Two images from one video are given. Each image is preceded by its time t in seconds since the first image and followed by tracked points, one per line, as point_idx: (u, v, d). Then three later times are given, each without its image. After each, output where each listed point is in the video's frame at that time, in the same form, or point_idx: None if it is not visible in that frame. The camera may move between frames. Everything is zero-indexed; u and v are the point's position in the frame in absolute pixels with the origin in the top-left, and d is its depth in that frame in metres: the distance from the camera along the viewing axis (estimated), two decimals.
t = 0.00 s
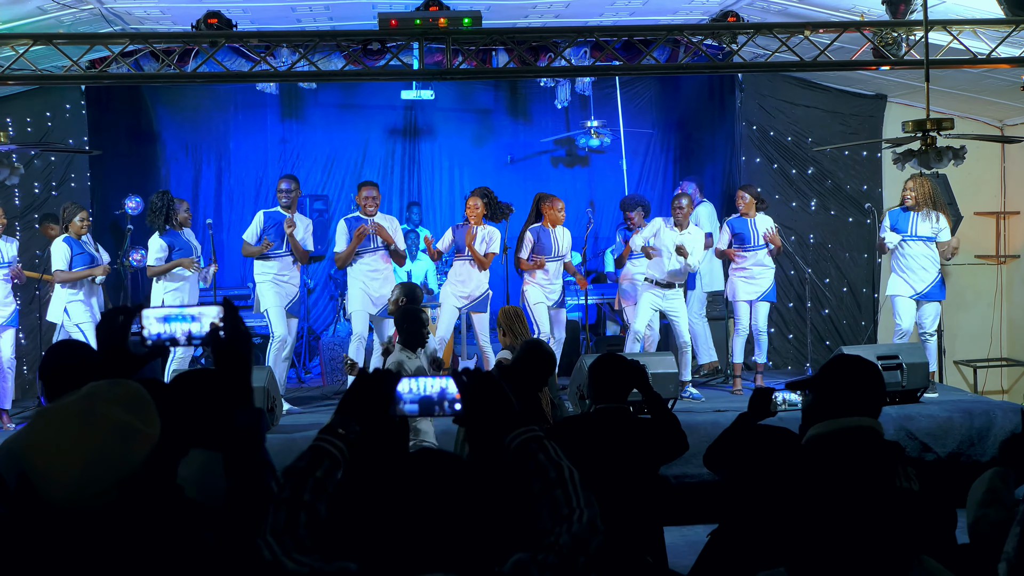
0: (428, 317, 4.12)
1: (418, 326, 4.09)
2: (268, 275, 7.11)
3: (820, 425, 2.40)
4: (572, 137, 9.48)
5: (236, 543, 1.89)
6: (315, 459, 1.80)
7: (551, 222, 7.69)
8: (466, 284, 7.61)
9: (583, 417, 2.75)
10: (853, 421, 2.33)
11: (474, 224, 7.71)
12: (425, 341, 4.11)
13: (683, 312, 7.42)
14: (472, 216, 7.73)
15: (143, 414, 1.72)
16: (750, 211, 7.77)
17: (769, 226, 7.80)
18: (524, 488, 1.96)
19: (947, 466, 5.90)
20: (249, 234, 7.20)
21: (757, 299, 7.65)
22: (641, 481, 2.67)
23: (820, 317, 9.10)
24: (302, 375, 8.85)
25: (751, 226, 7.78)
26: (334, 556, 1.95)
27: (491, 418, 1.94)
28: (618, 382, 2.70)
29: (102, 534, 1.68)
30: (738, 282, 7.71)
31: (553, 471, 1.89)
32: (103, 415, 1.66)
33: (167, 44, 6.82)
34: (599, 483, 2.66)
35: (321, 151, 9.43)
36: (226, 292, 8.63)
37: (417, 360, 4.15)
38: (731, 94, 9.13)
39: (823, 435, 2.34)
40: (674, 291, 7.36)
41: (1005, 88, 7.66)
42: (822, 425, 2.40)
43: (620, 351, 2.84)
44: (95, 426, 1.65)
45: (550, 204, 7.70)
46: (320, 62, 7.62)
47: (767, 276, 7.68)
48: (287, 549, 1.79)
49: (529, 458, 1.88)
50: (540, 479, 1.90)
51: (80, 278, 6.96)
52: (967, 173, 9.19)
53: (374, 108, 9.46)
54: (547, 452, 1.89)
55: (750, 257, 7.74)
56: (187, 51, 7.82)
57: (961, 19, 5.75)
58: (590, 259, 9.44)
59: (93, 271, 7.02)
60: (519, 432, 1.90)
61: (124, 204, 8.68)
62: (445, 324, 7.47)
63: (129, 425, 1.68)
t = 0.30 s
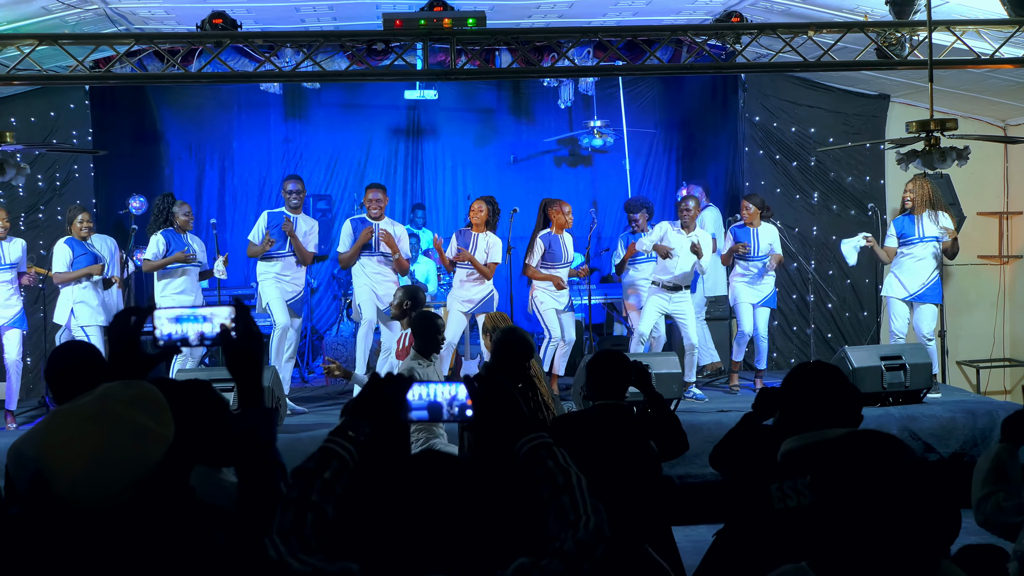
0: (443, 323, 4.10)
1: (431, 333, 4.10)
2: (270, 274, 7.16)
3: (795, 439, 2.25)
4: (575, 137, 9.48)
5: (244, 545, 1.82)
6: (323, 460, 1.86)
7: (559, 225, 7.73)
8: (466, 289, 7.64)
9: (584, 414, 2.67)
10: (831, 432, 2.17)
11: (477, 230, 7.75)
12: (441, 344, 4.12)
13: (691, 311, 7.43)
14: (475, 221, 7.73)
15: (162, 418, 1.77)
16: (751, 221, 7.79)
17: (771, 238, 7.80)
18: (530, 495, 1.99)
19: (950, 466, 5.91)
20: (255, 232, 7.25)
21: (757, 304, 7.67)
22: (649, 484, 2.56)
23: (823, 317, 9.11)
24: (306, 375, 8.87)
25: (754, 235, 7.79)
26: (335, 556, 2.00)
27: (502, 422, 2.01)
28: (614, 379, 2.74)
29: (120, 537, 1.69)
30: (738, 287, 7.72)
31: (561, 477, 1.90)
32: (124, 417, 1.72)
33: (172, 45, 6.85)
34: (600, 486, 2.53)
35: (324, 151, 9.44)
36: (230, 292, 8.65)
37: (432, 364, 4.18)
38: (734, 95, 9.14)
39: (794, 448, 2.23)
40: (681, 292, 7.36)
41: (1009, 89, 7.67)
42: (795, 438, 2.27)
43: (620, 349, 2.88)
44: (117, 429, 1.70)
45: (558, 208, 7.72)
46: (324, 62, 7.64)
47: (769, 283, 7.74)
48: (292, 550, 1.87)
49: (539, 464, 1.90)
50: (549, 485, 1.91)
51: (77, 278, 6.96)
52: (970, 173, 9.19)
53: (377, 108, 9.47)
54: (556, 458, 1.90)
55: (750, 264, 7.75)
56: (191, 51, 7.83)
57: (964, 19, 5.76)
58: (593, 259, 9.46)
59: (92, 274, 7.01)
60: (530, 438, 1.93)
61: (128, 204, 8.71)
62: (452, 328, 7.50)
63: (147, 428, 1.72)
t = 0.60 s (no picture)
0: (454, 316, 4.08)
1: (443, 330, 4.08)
2: (272, 276, 7.16)
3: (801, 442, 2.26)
4: (578, 138, 9.49)
5: (254, 546, 1.82)
6: (336, 460, 1.82)
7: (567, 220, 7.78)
8: (476, 285, 7.70)
9: (590, 417, 2.71)
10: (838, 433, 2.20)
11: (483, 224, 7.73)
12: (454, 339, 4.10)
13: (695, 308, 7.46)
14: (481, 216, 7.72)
15: (173, 416, 1.77)
16: (751, 212, 7.78)
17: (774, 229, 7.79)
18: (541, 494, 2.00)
19: (954, 466, 5.92)
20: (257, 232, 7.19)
21: (758, 299, 7.67)
22: (669, 480, 2.55)
23: (825, 317, 9.12)
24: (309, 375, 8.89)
25: (756, 227, 7.80)
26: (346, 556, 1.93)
27: (516, 420, 1.98)
28: (616, 377, 2.75)
29: (129, 535, 1.72)
30: (740, 281, 7.72)
31: (574, 478, 1.90)
32: (135, 417, 1.72)
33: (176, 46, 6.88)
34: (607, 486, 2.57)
35: (327, 151, 9.46)
36: (233, 293, 8.67)
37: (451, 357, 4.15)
38: (738, 95, 9.15)
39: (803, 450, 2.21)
40: (684, 290, 7.40)
41: (1012, 89, 7.68)
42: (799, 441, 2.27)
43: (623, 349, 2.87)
44: (129, 428, 1.71)
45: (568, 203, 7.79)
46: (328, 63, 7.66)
47: (769, 277, 7.72)
48: (304, 548, 1.83)
49: (553, 465, 1.89)
50: (562, 486, 1.91)
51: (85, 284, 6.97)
52: (973, 173, 9.20)
53: (380, 109, 9.49)
54: (569, 459, 1.90)
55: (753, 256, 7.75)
56: (195, 52, 7.86)
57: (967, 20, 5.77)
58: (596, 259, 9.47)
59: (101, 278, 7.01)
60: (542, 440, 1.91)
61: (132, 204, 8.73)
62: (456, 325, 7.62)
63: (158, 428, 1.73)
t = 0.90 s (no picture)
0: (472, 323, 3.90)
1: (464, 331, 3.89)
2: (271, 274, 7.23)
3: (791, 449, 2.22)
4: (582, 137, 9.50)
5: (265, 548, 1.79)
6: (350, 461, 1.82)
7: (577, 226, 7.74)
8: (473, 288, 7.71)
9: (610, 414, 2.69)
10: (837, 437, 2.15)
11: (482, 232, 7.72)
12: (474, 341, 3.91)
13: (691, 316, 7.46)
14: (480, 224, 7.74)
15: (180, 415, 1.78)
16: (756, 219, 7.88)
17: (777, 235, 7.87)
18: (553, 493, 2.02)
19: (959, 465, 5.92)
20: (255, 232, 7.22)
21: (766, 301, 7.70)
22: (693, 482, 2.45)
23: (829, 318, 9.11)
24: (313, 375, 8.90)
25: (759, 234, 7.88)
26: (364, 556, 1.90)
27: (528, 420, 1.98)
28: (640, 373, 2.76)
29: (142, 536, 1.71)
30: (748, 286, 7.70)
31: (586, 477, 1.89)
32: (145, 416, 1.72)
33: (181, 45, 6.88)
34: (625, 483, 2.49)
35: (331, 151, 9.46)
36: (237, 292, 8.69)
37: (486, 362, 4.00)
38: (741, 95, 9.15)
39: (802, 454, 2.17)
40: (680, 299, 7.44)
41: (1016, 88, 7.68)
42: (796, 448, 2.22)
43: (642, 346, 2.91)
44: (139, 428, 1.71)
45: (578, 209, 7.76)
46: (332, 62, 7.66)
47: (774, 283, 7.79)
48: (321, 547, 1.80)
49: (565, 464, 1.89)
50: (575, 485, 1.89)
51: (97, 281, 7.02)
52: (978, 172, 9.19)
53: (384, 109, 9.49)
54: (581, 458, 1.90)
55: (758, 264, 7.79)
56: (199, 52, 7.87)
57: (972, 19, 5.77)
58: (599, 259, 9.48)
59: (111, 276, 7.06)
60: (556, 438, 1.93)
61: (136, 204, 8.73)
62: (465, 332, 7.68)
63: (168, 426, 1.73)
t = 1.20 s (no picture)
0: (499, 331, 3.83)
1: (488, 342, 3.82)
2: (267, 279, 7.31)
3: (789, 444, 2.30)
4: (584, 137, 9.51)
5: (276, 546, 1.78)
6: (362, 459, 1.88)
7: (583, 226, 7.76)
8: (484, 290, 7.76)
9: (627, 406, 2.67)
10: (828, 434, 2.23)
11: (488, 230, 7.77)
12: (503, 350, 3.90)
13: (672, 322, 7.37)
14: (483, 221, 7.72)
15: (188, 414, 1.77)
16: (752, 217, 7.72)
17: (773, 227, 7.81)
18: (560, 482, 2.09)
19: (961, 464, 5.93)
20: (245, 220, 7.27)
21: (770, 299, 7.64)
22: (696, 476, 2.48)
23: (831, 318, 9.12)
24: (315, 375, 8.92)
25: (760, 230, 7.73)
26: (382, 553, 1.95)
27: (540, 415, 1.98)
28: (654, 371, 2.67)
29: (151, 532, 1.72)
30: (752, 282, 7.68)
31: (598, 473, 1.90)
32: (152, 415, 1.71)
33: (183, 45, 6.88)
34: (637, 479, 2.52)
35: (333, 151, 9.47)
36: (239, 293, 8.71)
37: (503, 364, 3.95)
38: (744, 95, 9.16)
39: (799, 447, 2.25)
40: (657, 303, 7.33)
41: (1018, 88, 7.69)
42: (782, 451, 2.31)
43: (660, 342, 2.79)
44: (147, 426, 1.69)
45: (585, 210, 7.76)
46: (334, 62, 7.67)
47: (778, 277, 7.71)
48: (339, 543, 1.87)
49: (576, 460, 1.89)
50: (587, 482, 1.90)
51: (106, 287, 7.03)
52: (980, 172, 9.19)
53: (386, 108, 9.49)
54: (592, 454, 1.89)
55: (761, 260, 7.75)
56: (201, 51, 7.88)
57: (975, 19, 5.77)
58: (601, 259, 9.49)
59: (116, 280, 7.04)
60: (566, 434, 1.93)
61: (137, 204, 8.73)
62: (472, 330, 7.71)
63: (177, 426, 1.72)
